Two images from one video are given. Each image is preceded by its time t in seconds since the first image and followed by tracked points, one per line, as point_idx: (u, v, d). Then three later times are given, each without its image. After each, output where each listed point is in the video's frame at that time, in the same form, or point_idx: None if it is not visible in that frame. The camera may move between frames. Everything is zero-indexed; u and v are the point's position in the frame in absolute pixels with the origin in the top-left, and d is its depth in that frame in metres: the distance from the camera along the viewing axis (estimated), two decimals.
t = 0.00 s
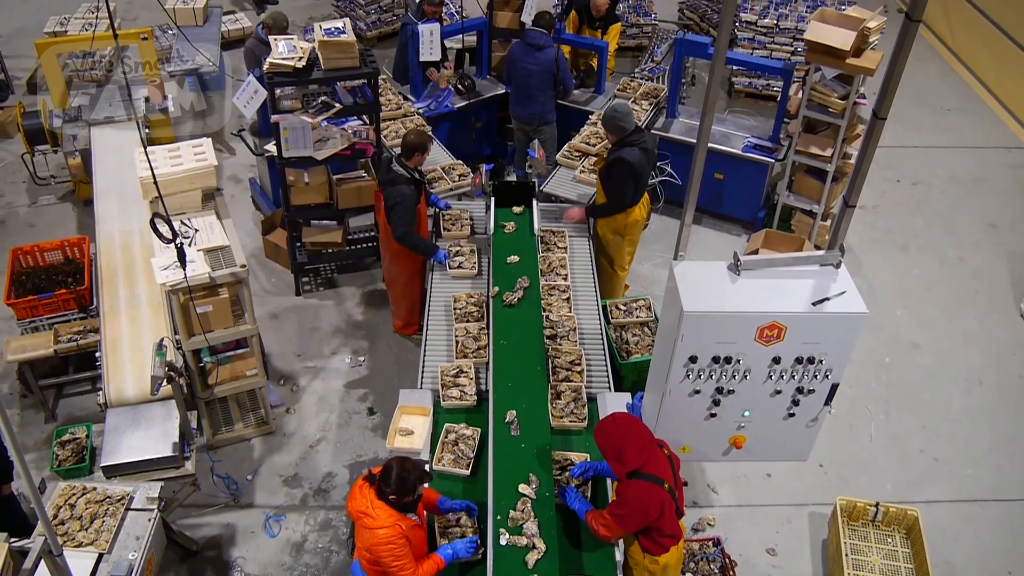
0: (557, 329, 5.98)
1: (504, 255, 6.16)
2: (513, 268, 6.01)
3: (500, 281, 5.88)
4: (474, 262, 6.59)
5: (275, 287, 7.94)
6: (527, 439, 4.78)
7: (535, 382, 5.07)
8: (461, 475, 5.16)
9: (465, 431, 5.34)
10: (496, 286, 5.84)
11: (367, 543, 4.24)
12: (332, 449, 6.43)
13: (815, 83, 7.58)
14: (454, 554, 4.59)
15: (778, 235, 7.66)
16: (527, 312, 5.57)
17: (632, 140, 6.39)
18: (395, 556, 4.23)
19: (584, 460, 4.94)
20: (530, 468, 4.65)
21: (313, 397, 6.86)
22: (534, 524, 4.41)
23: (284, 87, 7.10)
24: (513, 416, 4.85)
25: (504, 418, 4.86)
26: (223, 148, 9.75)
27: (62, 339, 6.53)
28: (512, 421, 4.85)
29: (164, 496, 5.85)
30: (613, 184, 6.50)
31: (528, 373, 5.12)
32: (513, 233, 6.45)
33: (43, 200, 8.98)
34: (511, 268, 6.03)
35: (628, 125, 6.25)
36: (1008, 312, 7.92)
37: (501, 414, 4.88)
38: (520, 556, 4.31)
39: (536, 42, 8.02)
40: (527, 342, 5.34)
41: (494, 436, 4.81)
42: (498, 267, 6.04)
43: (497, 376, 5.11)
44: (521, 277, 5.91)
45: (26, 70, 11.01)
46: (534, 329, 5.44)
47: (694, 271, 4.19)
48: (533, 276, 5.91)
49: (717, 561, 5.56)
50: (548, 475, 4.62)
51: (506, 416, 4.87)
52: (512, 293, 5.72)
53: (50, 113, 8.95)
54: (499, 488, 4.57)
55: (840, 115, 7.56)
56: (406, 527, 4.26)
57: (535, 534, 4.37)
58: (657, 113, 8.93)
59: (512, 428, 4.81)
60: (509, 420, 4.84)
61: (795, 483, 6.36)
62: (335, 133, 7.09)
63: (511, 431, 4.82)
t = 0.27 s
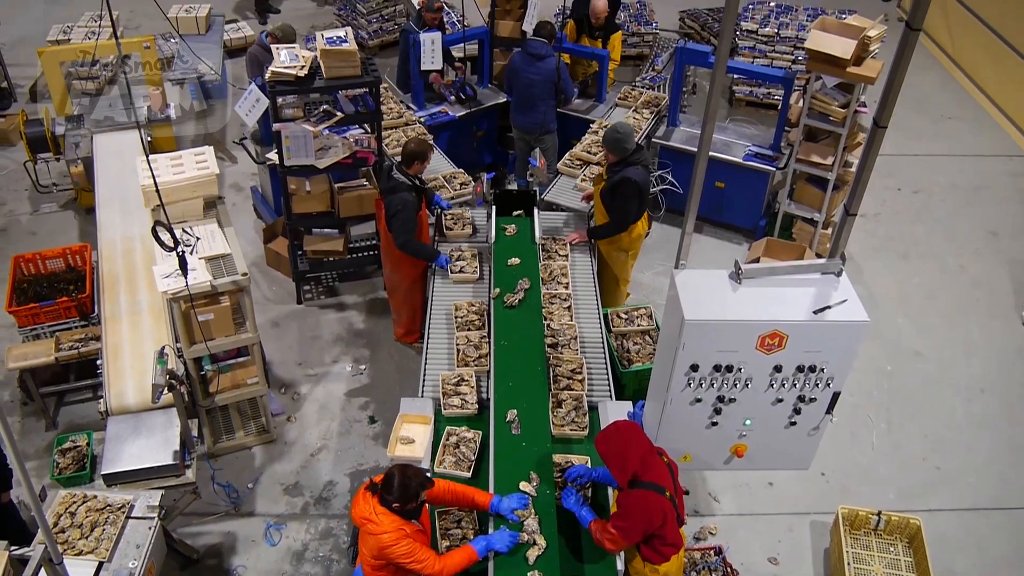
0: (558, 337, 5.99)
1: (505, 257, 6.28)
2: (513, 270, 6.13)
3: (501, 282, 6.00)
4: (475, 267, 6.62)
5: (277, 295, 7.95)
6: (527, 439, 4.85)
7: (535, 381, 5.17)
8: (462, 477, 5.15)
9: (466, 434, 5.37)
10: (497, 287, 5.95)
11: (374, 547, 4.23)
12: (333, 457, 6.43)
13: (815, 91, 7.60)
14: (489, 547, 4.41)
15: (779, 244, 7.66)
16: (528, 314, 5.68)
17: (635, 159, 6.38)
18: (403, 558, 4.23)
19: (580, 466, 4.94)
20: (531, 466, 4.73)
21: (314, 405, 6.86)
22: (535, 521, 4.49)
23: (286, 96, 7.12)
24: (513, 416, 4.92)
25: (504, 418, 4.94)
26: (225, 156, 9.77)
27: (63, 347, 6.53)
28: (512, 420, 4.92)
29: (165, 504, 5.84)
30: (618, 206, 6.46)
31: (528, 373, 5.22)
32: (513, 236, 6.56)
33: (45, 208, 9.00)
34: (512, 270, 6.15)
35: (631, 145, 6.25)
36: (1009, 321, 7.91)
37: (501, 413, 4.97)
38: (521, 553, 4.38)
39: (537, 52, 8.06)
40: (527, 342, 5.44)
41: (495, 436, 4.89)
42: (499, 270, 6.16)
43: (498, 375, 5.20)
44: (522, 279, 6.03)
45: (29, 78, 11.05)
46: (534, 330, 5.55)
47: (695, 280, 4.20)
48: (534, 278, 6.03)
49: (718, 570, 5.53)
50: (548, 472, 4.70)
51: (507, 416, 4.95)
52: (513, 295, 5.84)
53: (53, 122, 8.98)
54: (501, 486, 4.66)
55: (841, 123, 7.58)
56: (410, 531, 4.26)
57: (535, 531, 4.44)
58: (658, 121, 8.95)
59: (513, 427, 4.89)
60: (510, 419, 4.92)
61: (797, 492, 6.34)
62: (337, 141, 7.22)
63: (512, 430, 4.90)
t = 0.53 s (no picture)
0: (558, 346, 5.99)
1: (505, 262, 6.48)
2: (513, 275, 6.33)
3: (501, 286, 6.20)
4: (476, 278, 6.61)
5: (277, 304, 7.95)
6: (527, 438, 5.02)
7: (534, 383, 5.36)
8: (462, 480, 5.14)
9: (466, 438, 5.38)
10: (497, 291, 6.15)
11: (378, 561, 4.23)
12: (333, 466, 6.42)
13: (816, 101, 7.63)
14: (495, 552, 4.44)
15: (779, 252, 7.67)
16: (527, 317, 5.89)
17: (636, 174, 6.39)
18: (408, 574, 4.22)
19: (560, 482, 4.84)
20: (530, 465, 4.88)
21: (314, 414, 6.85)
22: (534, 519, 4.60)
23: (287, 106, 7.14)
24: (513, 416, 5.09)
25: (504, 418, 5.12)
26: (226, 165, 9.79)
27: (63, 356, 6.53)
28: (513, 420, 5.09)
29: (165, 513, 5.82)
30: (619, 220, 6.48)
31: (527, 375, 5.41)
32: (513, 241, 6.75)
33: (46, 216, 9.01)
34: (512, 275, 6.34)
35: (633, 161, 6.26)
36: (1010, 330, 7.91)
37: (501, 413, 5.16)
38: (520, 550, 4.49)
39: (537, 62, 8.09)
40: (526, 346, 5.64)
41: (495, 435, 5.05)
42: (500, 274, 6.35)
43: (498, 376, 5.40)
44: (521, 283, 6.22)
45: (31, 87, 11.08)
46: (533, 333, 5.75)
47: (696, 289, 4.20)
48: (533, 282, 6.22)
49: None
50: (546, 470, 4.85)
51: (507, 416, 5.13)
52: (513, 297, 6.04)
53: (54, 131, 9.00)
54: (500, 485, 4.79)
55: (841, 132, 7.60)
56: (415, 542, 4.25)
57: (534, 528, 4.55)
58: (658, 131, 8.98)
59: (513, 427, 5.06)
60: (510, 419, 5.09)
61: (798, 502, 6.33)
62: (338, 150, 7.24)
63: (512, 430, 5.07)
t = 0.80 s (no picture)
0: (558, 353, 5.98)
1: (505, 260, 6.49)
2: (513, 274, 6.31)
3: (500, 286, 6.17)
4: (476, 286, 6.61)
5: (276, 310, 7.95)
6: (527, 437, 4.99)
7: (534, 382, 5.29)
8: (462, 482, 5.22)
9: (465, 439, 5.43)
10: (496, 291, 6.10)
11: (372, 569, 4.23)
12: (332, 473, 6.41)
13: (815, 108, 7.64)
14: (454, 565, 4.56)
15: (779, 260, 7.66)
16: (527, 315, 5.83)
17: (634, 184, 6.39)
18: None
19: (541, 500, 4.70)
20: (529, 463, 4.89)
21: (313, 421, 6.84)
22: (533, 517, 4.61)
23: (287, 112, 7.15)
24: (513, 414, 5.06)
25: (503, 417, 5.07)
26: (226, 171, 9.80)
27: (62, 362, 6.52)
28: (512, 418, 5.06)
29: (163, 519, 5.83)
30: (616, 228, 6.49)
31: (526, 374, 5.35)
32: (513, 240, 6.81)
33: (46, 222, 9.01)
34: (511, 274, 6.33)
35: (632, 170, 6.26)
36: (1010, 338, 7.91)
37: (501, 412, 5.11)
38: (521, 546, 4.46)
39: (537, 68, 8.11)
40: (527, 344, 5.58)
41: (494, 434, 5.02)
42: (500, 273, 6.34)
43: (497, 375, 5.34)
44: (520, 282, 6.20)
45: (31, 93, 11.10)
46: (533, 333, 5.70)
47: (696, 296, 4.21)
48: (532, 282, 6.19)
49: None
50: (545, 468, 4.87)
51: (506, 415, 5.08)
52: (513, 298, 5.98)
53: (55, 136, 9.01)
54: (499, 483, 4.78)
55: (841, 140, 7.61)
56: (411, 551, 4.25)
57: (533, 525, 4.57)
58: (658, 138, 9.00)
59: (512, 425, 5.03)
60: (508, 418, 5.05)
61: (798, 510, 6.31)
62: (338, 156, 7.20)
63: (511, 428, 5.03)
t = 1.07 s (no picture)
0: (558, 359, 5.99)
1: (505, 261, 6.59)
2: (513, 275, 6.41)
3: (500, 286, 6.28)
4: (475, 292, 6.62)
5: (276, 317, 7.95)
6: (526, 434, 5.08)
7: (533, 381, 5.40)
8: (462, 483, 5.26)
9: (465, 440, 5.45)
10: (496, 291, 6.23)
11: None
12: (332, 480, 6.40)
13: (814, 115, 7.66)
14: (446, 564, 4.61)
15: (779, 265, 7.66)
16: (526, 315, 5.95)
17: (631, 190, 6.42)
18: None
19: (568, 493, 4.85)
20: (529, 459, 4.95)
21: (313, 428, 6.83)
22: (533, 513, 4.68)
23: (287, 120, 7.17)
24: (513, 412, 5.17)
25: (503, 414, 5.17)
26: (225, 179, 9.82)
27: (62, 369, 6.52)
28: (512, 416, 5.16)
29: (162, 527, 5.81)
30: (612, 234, 6.50)
31: (525, 373, 5.46)
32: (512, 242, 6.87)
33: (46, 230, 9.02)
34: (511, 274, 6.44)
35: (629, 176, 6.29)
36: (1010, 343, 7.92)
37: (501, 409, 5.21)
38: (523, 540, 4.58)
39: (536, 76, 8.14)
40: (526, 343, 5.69)
41: (494, 430, 5.11)
42: (500, 275, 6.44)
43: (497, 374, 5.44)
44: (520, 283, 6.30)
45: (31, 102, 11.12)
46: (532, 332, 5.80)
47: (695, 301, 4.21)
48: (532, 282, 6.28)
49: None
50: (544, 465, 4.92)
51: (506, 413, 5.18)
52: (512, 297, 6.11)
53: (55, 144, 9.02)
54: (500, 479, 4.83)
55: (840, 146, 7.62)
56: (411, 558, 4.24)
57: (533, 520, 4.64)
58: (657, 144, 9.02)
59: (512, 423, 5.13)
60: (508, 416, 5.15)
61: (799, 516, 6.30)
62: (338, 164, 7.26)
63: (511, 426, 5.13)
